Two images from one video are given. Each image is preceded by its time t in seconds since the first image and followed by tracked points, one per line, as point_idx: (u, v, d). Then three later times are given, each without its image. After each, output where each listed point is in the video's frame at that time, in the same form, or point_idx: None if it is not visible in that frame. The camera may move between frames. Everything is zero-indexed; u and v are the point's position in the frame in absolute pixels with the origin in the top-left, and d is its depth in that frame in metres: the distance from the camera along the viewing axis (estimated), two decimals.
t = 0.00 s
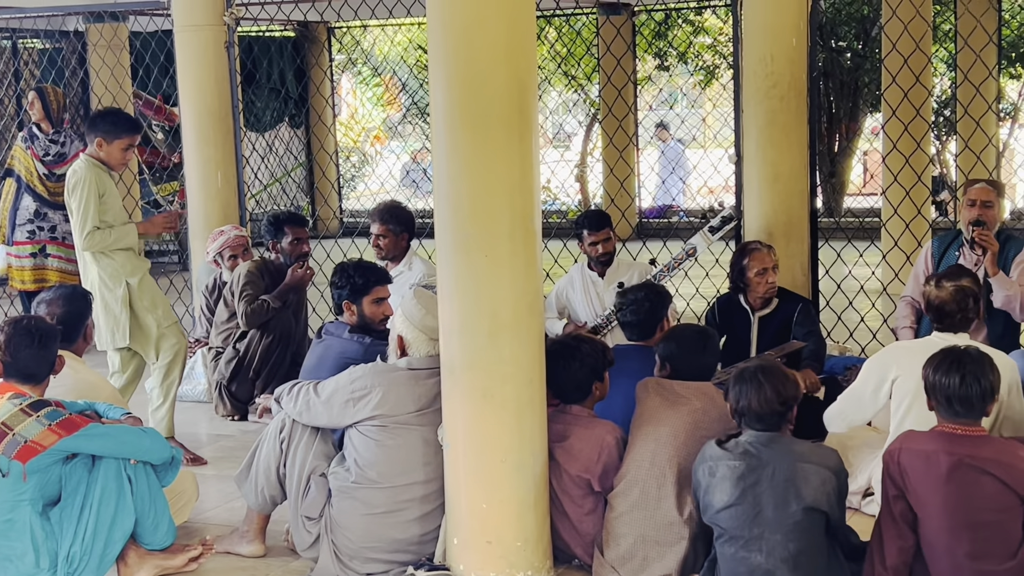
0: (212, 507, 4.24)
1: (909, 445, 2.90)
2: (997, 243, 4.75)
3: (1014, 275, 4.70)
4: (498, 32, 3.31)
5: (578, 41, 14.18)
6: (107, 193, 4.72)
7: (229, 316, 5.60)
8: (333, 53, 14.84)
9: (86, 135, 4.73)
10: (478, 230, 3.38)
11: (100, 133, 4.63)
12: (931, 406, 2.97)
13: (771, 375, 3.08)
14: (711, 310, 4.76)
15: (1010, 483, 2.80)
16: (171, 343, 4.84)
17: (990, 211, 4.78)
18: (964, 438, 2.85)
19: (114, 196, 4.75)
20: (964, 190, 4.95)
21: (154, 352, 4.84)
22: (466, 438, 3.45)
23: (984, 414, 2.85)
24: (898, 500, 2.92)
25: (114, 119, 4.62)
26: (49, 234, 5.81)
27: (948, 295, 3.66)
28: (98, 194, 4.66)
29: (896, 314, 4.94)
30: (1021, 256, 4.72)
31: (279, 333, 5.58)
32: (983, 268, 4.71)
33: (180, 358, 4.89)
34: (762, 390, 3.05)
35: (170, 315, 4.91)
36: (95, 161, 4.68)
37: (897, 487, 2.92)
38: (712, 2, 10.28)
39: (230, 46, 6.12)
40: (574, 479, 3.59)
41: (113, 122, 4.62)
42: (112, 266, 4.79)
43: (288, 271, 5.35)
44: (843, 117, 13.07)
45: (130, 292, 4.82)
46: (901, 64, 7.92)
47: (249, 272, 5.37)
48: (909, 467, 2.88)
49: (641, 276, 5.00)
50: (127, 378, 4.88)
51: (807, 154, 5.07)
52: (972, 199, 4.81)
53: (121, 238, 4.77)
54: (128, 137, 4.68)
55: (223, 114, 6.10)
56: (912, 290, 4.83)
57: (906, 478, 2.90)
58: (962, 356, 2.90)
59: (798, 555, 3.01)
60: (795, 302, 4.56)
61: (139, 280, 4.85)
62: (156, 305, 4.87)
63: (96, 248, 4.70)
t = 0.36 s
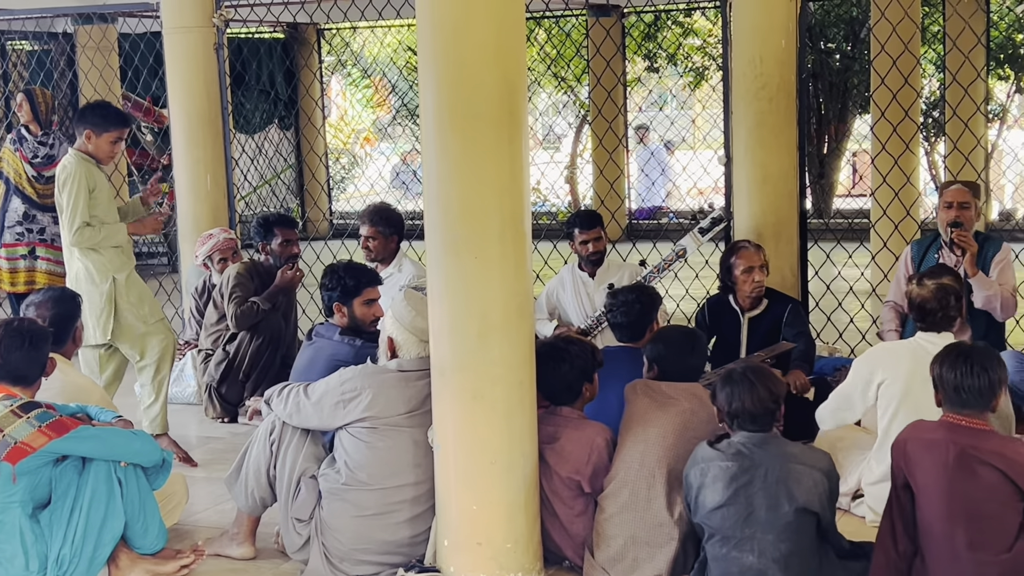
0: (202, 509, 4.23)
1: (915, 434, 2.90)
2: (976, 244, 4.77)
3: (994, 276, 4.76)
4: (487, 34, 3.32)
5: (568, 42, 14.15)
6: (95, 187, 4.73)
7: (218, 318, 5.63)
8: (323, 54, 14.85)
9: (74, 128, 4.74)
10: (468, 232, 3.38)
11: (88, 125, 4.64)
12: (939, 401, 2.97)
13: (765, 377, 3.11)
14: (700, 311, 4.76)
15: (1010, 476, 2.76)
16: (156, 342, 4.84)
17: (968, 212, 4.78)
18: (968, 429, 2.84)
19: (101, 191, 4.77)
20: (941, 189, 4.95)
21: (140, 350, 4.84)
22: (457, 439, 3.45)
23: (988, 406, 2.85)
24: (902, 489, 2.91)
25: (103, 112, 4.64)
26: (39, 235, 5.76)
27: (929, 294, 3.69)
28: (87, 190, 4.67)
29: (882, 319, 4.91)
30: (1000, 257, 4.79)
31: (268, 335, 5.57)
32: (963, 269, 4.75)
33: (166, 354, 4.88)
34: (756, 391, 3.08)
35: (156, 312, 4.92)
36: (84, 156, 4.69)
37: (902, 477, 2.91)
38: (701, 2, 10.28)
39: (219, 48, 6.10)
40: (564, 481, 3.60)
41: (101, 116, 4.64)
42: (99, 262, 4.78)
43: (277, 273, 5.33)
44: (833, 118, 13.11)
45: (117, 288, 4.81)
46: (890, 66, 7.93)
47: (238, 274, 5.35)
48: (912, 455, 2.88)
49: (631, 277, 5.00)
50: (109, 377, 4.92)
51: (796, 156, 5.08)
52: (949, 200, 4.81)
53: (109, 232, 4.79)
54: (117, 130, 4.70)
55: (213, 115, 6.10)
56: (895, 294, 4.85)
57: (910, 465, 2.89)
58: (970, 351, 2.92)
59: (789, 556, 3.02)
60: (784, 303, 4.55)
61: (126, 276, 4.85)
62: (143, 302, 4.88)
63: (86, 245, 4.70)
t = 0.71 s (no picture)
0: (188, 512, 4.22)
1: (884, 436, 2.98)
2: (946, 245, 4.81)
3: (967, 275, 4.80)
4: (474, 36, 3.32)
5: (554, 43, 14.16)
6: (82, 191, 4.70)
7: (205, 320, 5.61)
8: (310, 56, 14.86)
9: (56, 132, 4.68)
10: (455, 233, 3.38)
11: (70, 129, 4.59)
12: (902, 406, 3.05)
13: (747, 377, 3.11)
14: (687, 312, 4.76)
15: (979, 473, 2.85)
16: (151, 345, 4.85)
17: (935, 213, 4.84)
18: (936, 430, 2.92)
19: (89, 196, 4.74)
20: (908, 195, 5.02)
21: (132, 352, 4.85)
22: (443, 440, 3.45)
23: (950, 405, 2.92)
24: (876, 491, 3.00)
25: (85, 116, 4.58)
26: (24, 237, 5.78)
27: (913, 292, 3.70)
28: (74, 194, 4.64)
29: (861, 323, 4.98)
30: (972, 255, 4.82)
31: (255, 337, 5.57)
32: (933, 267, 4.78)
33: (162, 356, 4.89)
34: (740, 391, 3.08)
35: (149, 315, 4.92)
36: (67, 160, 4.64)
37: (874, 477, 2.99)
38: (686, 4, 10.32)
39: (205, 48, 6.09)
40: (551, 481, 3.61)
41: (82, 120, 4.58)
42: (87, 267, 4.77)
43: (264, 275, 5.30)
44: (819, 119, 13.15)
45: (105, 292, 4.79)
46: (875, 67, 7.96)
47: (225, 275, 5.34)
48: (883, 457, 2.96)
49: (618, 277, 5.00)
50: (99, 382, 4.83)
51: (782, 157, 5.09)
52: (915, 203, 4.87)
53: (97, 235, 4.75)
54: (98, 135, 4.64)
55: (199, 116, 6.09)
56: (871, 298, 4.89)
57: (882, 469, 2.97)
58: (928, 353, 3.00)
59: (774, 556, 3.03)
60: (770, 304, 4.55)
61: (116, 281, 4.85)
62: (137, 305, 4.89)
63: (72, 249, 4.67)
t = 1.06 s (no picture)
0: (170, 514, 4.21)
1: (860, 437, 3.09)
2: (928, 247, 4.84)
3: (949, 276, 4.82)
4: (458, 37, 3.32)
5: (538, 44, 14.16)
6: (75, 192, 4.67)
7: (188, 321, 5.58)
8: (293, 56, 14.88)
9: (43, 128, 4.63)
10: (438, 233, 3.38)
11: (58, 125, 4.53)
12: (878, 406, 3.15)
13: (726, 376, 3.14)
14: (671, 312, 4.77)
15: (952, 468, 2.97)
16: (119, 349, 4.74)
17: (919, 213, 4.85)
18: (911, 430, 3.03)
19: (82, 197, 4.71)
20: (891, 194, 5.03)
21: (104, 362, 4.76)
22: (426, 441, 3.45)
23: (925, 408, 3.03)
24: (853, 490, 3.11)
25: (71, 111, 4.52)
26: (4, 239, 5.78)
27: (893, 292, 3.72)
28: (68, 195, 4.60)
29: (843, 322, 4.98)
30: (955, 256, 4.85)
31: (238, 339, 5.54)
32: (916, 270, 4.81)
33: (132, 363, 4.81)
34: (719, 391, 3.11)
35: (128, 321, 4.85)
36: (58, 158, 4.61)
37: (851, 477, 3.10)
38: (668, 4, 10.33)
39: (187, 49, 6.07)
40: (534, 482, 3.61)
41: (69, 115, 4.52)
42: (78, 268, 4.72)
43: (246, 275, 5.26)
44: (802, 120, 13.18)
45: (94, 294, 4.75)
46: (857, 67, 7.98)
47: (207, 277, 5.32)
48: (860, 457, 3.07)
49: (605, 276, 5.00)
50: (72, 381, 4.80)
51: (765, 158, 5.10)
52: (899, 204, 4.88)
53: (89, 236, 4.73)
54: (86, 129, 4.59)
55: (181, 117, 6.07)
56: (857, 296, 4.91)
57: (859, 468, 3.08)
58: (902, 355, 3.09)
59: (757, 555, 3.03)
60: (753, 303, 4.56)
61: (104, 283, 4.80)
62: (117, 311, 4.81)
63: (67, 252, 4.65)
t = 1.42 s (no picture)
0: (150, 516, 4.20)
1: (832, 436, 3.13)
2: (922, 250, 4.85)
3: (939, 280, 4.84)
4: (438, 38, 3.32)
5: (518, 45, 14.17)
6: (83, 198, 4.60)
7: (167, 322, 5.56)
8: (274, 57, 14.91)
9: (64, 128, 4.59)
10: (418, 234, 3.38)
11: (78, 128, 4.50)
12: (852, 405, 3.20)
13: (705, 377, 3.11)
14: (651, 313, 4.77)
15: (922, 465, 3.02)
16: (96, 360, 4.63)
17: (917, 215, 4.85)
18: (881, 428, 3.07)
19: (90, 204, 4.63)
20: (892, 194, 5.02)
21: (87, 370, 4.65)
22: (406, 442, 3.45)
23: (897, 409, 3.07)
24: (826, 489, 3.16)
25: (92, 114, 4.48)
26: None
27: (875, 292, 3.74)
28: (74, 200, 4.54)
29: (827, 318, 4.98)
30: (946, 261, 4.87)
31: (218, 339, 5.54)
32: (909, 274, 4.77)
33: (110, 373, 4.70)
34: (700, 392, 3.08)
35: (114, 332, 4.72)
36: (75, 160, 4.56)
37: (824, 476, 3.15)
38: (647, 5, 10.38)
39: (166, 50, 6.06)
40: (514, 482, 3.61)
41: (92, 118, 4.49)
42: (72, 274, 4.62)
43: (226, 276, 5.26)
44: (782, 121, 13.21)
45: (86, 301, 4.64)
46: (835, 68, 8.01)
47: (187, 278, 5.31)
48: (833, 455, 3.12)
49: (585, 277, 5.00)
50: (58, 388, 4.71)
51: (744, 159, 5.11)
52: (898, 204, 4.88)
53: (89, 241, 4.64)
54: (108, 132, 4.55)
55: (161, 118, 6.06)
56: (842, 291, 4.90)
57: (832, 467, 3.13)
58: (876, 355, 3.13)
59: (737, 556, 3.04)
60: (733, 303, 4.56)
61: (97, 292, 4.68)
62: (105, 320, 4.69)
63: (64, 257, 4.55)
